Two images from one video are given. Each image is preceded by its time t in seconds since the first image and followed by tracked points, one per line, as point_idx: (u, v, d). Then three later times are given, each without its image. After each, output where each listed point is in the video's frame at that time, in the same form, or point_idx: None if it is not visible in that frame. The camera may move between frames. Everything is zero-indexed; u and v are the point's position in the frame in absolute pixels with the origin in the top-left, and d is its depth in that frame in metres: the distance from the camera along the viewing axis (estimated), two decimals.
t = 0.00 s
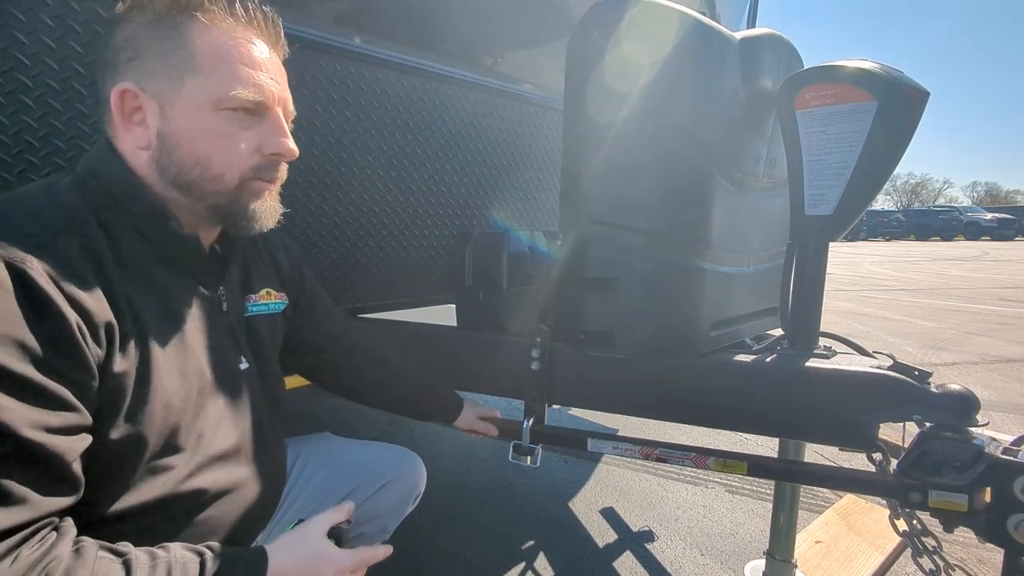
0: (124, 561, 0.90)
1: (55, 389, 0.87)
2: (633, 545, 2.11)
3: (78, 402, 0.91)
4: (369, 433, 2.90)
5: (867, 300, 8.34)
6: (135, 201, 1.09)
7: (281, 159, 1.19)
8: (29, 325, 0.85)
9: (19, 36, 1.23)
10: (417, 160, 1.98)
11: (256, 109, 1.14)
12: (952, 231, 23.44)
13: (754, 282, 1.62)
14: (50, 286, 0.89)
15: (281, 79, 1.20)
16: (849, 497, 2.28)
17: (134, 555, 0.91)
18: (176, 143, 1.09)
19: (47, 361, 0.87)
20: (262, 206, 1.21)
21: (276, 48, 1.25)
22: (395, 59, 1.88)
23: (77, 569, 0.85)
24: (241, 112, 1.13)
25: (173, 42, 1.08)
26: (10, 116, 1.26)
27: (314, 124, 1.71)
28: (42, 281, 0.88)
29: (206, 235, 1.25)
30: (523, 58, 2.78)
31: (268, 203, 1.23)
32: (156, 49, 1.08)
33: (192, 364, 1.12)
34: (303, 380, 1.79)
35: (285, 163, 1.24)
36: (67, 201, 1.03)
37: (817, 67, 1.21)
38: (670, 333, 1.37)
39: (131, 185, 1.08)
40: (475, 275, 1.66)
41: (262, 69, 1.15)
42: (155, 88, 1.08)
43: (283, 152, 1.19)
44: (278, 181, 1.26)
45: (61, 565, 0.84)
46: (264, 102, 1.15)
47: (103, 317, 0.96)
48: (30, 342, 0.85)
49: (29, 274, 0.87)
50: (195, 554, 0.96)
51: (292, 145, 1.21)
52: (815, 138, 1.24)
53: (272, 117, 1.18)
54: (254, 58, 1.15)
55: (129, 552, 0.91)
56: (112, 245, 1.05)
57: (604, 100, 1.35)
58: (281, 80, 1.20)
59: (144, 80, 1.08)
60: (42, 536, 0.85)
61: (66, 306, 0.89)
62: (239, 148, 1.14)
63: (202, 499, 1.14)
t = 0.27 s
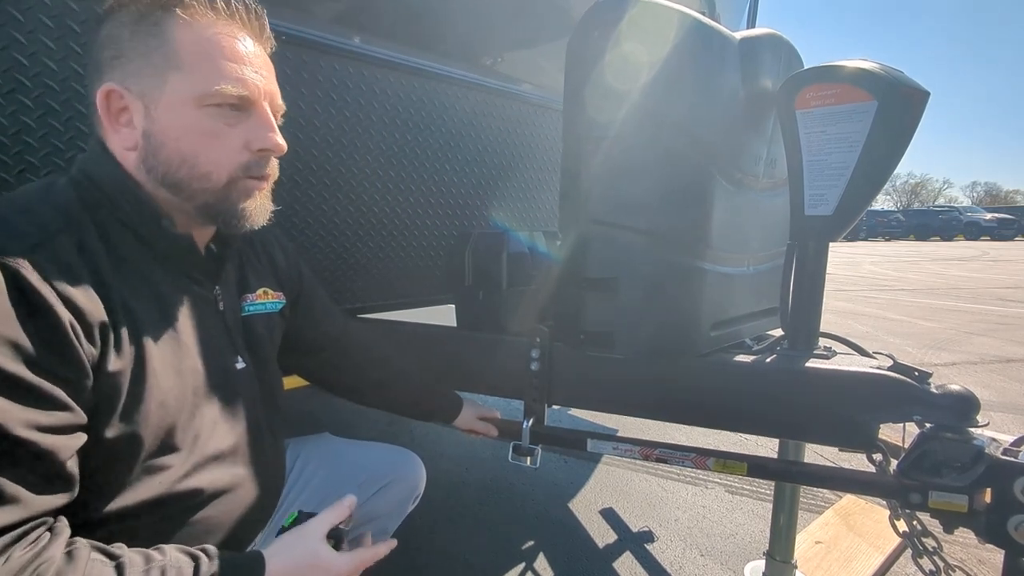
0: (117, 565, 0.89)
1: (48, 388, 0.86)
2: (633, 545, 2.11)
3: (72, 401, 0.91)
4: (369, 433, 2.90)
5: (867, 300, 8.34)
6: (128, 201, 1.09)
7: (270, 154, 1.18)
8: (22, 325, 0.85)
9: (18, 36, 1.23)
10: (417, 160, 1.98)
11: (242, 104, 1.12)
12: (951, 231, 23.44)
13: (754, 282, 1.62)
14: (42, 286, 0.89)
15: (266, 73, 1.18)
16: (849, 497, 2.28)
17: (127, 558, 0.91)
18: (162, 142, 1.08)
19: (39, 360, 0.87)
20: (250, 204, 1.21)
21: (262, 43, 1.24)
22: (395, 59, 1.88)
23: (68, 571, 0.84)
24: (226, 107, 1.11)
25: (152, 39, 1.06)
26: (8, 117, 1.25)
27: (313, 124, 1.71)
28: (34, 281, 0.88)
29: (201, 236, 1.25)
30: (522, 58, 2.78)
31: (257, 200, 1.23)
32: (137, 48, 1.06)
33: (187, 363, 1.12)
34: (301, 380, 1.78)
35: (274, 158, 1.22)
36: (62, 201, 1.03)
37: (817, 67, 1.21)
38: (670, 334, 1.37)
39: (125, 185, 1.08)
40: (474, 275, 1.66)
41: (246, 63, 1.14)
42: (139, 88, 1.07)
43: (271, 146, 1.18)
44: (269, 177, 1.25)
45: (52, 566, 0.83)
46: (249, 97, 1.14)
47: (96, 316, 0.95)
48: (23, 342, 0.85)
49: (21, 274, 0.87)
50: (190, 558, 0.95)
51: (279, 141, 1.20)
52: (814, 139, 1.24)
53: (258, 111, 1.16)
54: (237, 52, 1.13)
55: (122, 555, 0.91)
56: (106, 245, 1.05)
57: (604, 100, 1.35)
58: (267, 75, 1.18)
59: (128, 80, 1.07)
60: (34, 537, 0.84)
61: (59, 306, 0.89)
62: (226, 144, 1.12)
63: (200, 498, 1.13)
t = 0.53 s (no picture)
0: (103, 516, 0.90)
1: (41, 376, 0.87)
2: (632, 545, 2.11)
3: (68, 389, 0.92)
4: (369, 433, 2.90)
5: (866, 300, 8.34)
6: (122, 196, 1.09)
7: (243, 149, 1.16)
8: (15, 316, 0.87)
9: (18, 36, 1.23)
10: (416, 160, 1.98)
11: (210, 99, 1.10)
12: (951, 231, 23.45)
13: (754, 282, 1.62)
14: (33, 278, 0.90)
15: (239, 64, 1.15)
16: (849, 497, 2.28)
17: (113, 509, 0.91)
18: (134, 142, 1.08)
19: (32, 349, 0.88)
20: (231, 201, 1.18)
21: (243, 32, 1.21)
22: (394, 59, 1.88)
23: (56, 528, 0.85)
24: (194, 103, 1.09)
25: (119, 37, 1.06)
26: (8, 116, 1.26)
27: (312, 124, 1.71)
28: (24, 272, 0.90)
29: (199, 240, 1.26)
30: (522, 58, 2.78)
31: (239, 197, 1.20)
32: (109, 47, 1.06)
33: (185, 354, 1.12)
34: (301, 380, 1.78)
35: (252, 153, 1.21)
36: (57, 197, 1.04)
37: (817, 67, 1.21)
38: (671, 334, 1.37)
39: (117, 181, 1.09)
40: (474, 274, 1.66)
41: (217, 56, 1.11)
42: (112, 87, 1.07)
43: (243, 142, 1.16)
44: (251, 172, 1.23)
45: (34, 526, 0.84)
46: (219, 91, 1.12)
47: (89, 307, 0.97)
48: (15, 331, 0.86)
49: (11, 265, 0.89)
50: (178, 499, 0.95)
51: (252, 134, 1.17)
52: (814, 139, 1.24)
53: (230, 105, 1.14)
54: (208, 45, 1.11)
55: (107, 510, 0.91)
56: (100, 240, 1.06)
57: (604, 100, 1.35)
58: (239, 65, 1.15)
59: (102, 80, 1.08)
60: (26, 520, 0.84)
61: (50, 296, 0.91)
62: (196, 142, 1.11)
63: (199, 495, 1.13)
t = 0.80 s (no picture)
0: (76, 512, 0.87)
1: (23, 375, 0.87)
2: (632, 545, 2.11)
3: (54, 389, 0.92)
4: (369, 433, 2.90)
5: (866, 300, 8.34)
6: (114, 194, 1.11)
7: (208, 150, 1.13)
8: None
9: (17, 37, 1.24)
10: (415, 160, 1.98)
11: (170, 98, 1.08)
12: (951, 231, 23.46)
13: (753, 282, 1.62)
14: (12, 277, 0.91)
15: (206, 60, 1.12)
16: (848, 497, 2.28)
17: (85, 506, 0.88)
18: (103, 143, 1.08)
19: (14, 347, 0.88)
20: (204, 204, 1.15)
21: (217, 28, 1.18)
22: (393, 59, 1.88)
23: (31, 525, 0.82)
24: (156, 103, 1.07)
25: (85, 38, 1.06)
26: (8, 116, 1.26)
27: (311, 124, 1.71)
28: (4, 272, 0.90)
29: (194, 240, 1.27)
30: (521, 58, 2.79)
31: (216, 199, 1.17)
32: (78, 47, 1.07)
33: (179, 348, 1.13)
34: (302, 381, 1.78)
35: (223, 153, 1.17)
36: (51, 198, 1.06)
37: (816, 67, 1.21)
38: (670, 334, 1.37)
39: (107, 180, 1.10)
40: (473, 274, 1.66)
41: (183, 54, 1.09)
42: (83, 88, 1.08)
43: (209, 143, 1.12)
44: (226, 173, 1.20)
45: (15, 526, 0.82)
46: (182, 90, 1.09)
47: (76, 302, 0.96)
48: None
49: None
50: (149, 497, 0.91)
51: (219, 134, 1.14)
52: (812, 139, 1.24)
53: (195, 105, 1.11)
54: (173, 42, 1.08)
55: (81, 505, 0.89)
56: (92, 237, 1.07)
57: (603, 100, 1.35)
58: (206, 62, 1.12)
59: (75, 81, 1.08)
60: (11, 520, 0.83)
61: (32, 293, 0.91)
62: (159, 142, 1.09)
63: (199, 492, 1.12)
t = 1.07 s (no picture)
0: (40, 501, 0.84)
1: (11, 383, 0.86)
2: (631, 544, 2.11)
3: (34, 395, 0.89)
4: (369, 433, 2.90)
5: (866, 300, 8.34)
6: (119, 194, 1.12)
7: (225, 149, 1.16)
8: None
9: (18, 36, 1.24)
10: (416, 160, 1.98)
11: (189, 99, 1.09)
12: (951, 231, 23.46)
13: (753, 282, 1.63)
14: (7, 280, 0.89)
15: (222, 62, 1.13)
16: (848, 496, 2.28)
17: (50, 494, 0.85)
18: (119, 141, 1.08)
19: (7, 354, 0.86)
20: (218, 198, 1.19)
21: (229, 29, 1.20)
22: (394, 59, 1.88)
23: None
24: (174, 103, 1.09)
25: (100, 35, 1.05)
26: (8, 116, 1.26)
27: (311, 124, 1.71)
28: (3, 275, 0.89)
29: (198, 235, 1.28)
30: (521, 58, 2.79)
31: (227, 197, 1.21)
32: (92, 44, 1.06)
33: (183, 345, 1.15)
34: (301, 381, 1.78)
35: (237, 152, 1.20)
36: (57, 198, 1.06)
37: (817, 67, 1.21)
38: (670, 333, 1.37)
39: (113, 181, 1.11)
40: (474, 274, 1.66)
41: (202, 55, 1.10)
42: (97, 85, 1.08)
43: (225, 142, 1.15)
44: (236, 171, 1.23)
45: None
46: (200, 91, 1.10)
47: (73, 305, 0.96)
48: None
49: None
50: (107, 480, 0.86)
51: (234, 133, 1.16)
52: (813, 138, 1.24)
53: (212, 105, 1.13)
54: (193, 44, 1.09)
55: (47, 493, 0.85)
56: (98, 238, 1.08)
57: (603, 101, 1.36)
58: (222, 64, 1.13)
59: (88, 77, 1.08)
60: None
61: (28, 298, 0.90)
62: (177, 141, 1.11)
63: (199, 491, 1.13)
